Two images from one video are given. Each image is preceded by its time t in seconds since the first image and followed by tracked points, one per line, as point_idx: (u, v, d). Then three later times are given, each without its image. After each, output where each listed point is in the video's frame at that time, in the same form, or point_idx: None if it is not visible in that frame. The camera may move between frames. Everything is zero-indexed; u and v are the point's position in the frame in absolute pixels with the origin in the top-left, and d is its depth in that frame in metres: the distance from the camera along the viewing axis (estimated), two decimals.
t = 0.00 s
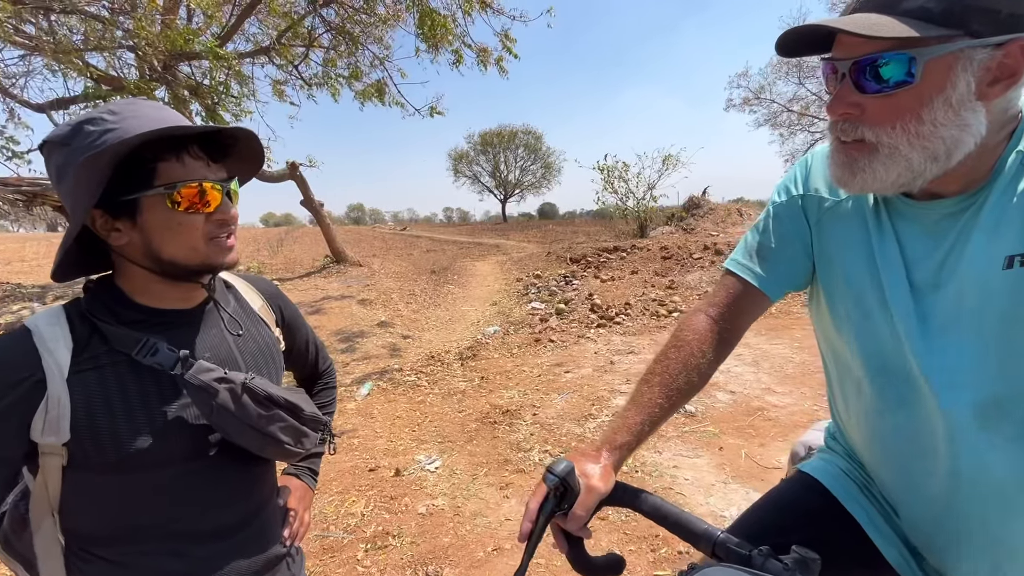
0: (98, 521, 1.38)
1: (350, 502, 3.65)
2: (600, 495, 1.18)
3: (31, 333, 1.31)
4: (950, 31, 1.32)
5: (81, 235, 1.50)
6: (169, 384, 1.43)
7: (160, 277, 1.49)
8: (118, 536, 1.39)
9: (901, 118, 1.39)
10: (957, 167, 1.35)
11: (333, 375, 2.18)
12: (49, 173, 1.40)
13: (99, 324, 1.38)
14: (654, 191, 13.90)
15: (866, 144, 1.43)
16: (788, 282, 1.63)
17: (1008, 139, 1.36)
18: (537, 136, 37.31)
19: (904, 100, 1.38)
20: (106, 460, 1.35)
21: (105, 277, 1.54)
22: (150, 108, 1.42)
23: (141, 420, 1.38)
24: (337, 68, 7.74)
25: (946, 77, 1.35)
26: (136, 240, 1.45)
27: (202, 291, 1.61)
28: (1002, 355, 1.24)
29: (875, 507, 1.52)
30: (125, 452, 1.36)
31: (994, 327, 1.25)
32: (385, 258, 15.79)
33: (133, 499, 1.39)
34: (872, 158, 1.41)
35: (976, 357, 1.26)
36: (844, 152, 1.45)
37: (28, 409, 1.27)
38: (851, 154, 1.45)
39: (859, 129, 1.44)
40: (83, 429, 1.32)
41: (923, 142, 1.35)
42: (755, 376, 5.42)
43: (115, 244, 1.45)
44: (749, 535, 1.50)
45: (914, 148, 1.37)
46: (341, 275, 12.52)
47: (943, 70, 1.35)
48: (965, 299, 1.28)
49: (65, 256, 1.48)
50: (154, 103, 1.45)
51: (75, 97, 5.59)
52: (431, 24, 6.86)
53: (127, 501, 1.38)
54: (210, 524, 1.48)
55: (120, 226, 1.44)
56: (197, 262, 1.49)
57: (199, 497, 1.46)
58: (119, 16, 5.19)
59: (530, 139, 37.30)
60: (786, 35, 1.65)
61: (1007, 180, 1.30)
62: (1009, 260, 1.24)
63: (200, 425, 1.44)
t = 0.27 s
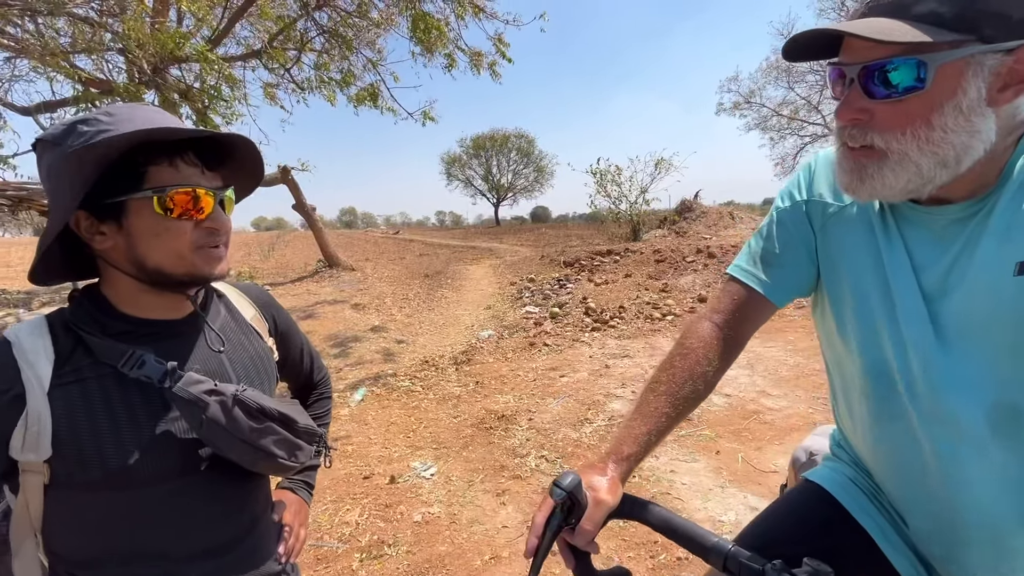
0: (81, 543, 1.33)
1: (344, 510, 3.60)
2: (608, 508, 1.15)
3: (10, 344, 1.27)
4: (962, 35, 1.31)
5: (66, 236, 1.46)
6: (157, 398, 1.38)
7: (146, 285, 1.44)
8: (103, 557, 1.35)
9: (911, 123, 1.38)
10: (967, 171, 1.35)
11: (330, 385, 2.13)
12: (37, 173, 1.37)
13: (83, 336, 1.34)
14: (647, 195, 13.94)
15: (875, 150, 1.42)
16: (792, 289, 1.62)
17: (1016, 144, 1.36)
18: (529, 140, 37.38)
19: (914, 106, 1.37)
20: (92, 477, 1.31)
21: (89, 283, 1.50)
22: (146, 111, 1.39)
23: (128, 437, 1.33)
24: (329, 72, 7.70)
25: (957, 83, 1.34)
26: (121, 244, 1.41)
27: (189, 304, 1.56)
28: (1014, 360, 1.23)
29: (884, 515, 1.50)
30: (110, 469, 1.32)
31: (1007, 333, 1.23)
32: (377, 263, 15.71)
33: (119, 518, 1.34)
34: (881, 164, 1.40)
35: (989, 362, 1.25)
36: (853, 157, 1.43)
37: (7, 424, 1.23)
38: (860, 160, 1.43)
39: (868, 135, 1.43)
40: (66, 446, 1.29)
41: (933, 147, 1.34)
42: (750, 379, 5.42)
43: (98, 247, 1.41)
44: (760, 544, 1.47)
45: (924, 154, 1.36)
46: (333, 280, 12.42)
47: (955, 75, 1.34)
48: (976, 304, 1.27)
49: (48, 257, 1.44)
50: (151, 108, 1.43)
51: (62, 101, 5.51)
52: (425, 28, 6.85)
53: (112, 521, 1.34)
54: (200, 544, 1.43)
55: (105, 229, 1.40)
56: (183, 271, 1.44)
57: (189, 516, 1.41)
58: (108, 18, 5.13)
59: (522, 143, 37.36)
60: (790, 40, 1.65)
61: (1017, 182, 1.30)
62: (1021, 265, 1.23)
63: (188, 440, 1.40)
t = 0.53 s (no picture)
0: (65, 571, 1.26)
1: (337, 522, 3.53)
2: (622, 528, 1.13)
3: None
4: (966, 65, 1.29)
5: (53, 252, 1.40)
6: (145, 417, 1.33)
7: (138, 299, 1.39)
8: None
9: (912, 151, 1.38)
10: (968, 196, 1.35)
11: (326, 398, 2.08)
12: (21, 188, 1.30)
13: (68, 352, 1.29)
14: (637, 199, 13.99)
15: (876, 176, 1.42)
16: (795, 300, 1.60)
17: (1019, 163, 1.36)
18: (520, 144, 37.44)
19: (915, 133, 1.37)
20: (76, 502, 1.25)
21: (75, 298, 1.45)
22: (138, 120, 1.34)
23: (115, 459, 1.28)
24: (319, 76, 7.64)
25: (958, 111, 1.34)
26: (113, 259, 1.36)
27: (183, 316, 1.51)
28: None
29: (898, 529, 1.47)
30: (96, 493, 1.26)
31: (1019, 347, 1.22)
32: (367, 268, 15.59)
33: (106, 544, 1.28)
34: (882, 191, 1.40)
35: (1002, 376, 1.23)
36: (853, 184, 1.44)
37: None
38: (861, 186, 1.43)
39: (868, 161, 1.43)
40: (49, 470, 1.23)
41: (935, 175, 1.34)
42: (743, 384, 5.42)
43: (88, 262, 1.35)
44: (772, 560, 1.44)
45: (925, 181, 1.36)
46: (323, 285, 12.31)
47: (956, 104, 1.33)
48: (987, 317, 1.25)
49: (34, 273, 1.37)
50: (143, 116, 1.37)
51: (45, 105, 5.40)
52: (416, 33, 6.81)
53: (98, 547, 1.27)
54: (192, 569, 1.37)
55: (97, 243, 1.34)
56: (179, 285, 1.40)
57: (180, 540, 1.36)
58: (93, 21, 5.03)
59: (512, 148, 37.40)
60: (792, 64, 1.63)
61: None
62: None
63: (176, 460, 1.35)
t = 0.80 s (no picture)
0: None
1: (329, 533, 3.44)
2: (646, 544, 1.11)
3: None
4: (974, 85, 1.28)
5: (45, 258, 1.33)
6: (140, 435, 1.27)
7: (137, 309, 1.33)
8: None
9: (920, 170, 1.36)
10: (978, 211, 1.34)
11: (323, 410, 2.02)
12: (12, 188, 1.23)
13: (58, 365, 1.24)
14: (626, 204, 14.05)
15: (884, 196, 1.40)
16: (805, 310, 1.58)
17: None
18: (507, 150, 37.50)
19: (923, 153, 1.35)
20: (65, 526, 1.19)
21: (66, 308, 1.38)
22: (140, 119, 1.29)
23: (108, 479, 1.22)
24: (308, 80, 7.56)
25: (967, 131, 1.32)
26: (112, 263, 1.29)
27: (181, 326, 1.44)
28: None
29: (920, 540, 1.45)
30: (87, 516, 1.20)
31: None
32: (355, 273, 15.45)
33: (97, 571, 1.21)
34: (891, 210, 1.39)
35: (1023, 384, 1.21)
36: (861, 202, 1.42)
37: None
38: (868, 205, 1.42)
39: (876, 180, 1.41)
40: (40, 492, 1.17)
41: (945, 194, 1.33)
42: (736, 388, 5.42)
43: (85, 267, 1.29)
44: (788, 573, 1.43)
45: (934, 200, 1.34)
46: (311, 291, 12.16)
47: (965, 124, 1.31)
48: (1005, 324, 1.24)
49: (24, 281, 1.30)
50: (145, 115, 1.32)
51: (25, 107, 5.25)
52: (407, 38, 6.78)
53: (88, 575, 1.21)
54: None
55: (94, 247, 1.28)
56: (182, 291, 1.34)
57: (176, 565, 1.28)
58: (75, 23, 4.92)
59: (500, 153, 37.44)
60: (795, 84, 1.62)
61: None
62: None
63: (173, 479, 1.29)
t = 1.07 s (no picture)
0: None
1: (322, 547, 3.36)
2: (677, 558, 1.16)
3: None
4: (1008, 88, 1.32)
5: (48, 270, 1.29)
6: (151, 457, 1.23)
7: (146, 322, 1.30)
8: None
9: (953, 174, 1.41)
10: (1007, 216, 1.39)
11: (330, 423, 1.97)
12: (15, 195, 1.19)
13: (64, 383, 1.20)
14: (614, 211, 14.11)
15: (915, 199, 1.46)
16: (825, 318, 1.65)
17: None
18: (494, 156, 37.53)
19: (956, 156, 1.41)
20: (70, 554, 1.15)
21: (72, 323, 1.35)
22: (148, 123, 1.24)
23: (116, 504, 1.19)
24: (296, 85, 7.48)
25: (1000, 134, 1.37)
26: (120, 276, 1.27)
27: (191, 339, 1.41)
28: None
29: (937, 542, 1.51)
30: (95, 544, 1.16)
31: None
32: (341, 280, 15.28)
33: None
34: (921, 214, 1.44)
35: None
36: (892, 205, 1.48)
37: None
38: (899, 208, 1.47)
39: (908, 183, 1.47)
40: (46, 517, 1.13)
41: (976, 198, 1.38)
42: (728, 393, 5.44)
43: (92, 279, 1.25)
44: None
45: (965, 204, 1.39)
46: (296, 298, 11.98)
47: (998, 127, 1.37)
48: None
49: (28, 295, 1.26)
50: (152, 119, 1.28)
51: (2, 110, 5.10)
52: (397, 43, 6.75)
53: None
54: None
55: (101, 258, 1.24)
56: (192, 302, 1.31)
57: None
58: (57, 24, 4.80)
59: (486, 159, 37.45)
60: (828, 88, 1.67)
61: None
62: None
63: (186, 502, 1.26)
